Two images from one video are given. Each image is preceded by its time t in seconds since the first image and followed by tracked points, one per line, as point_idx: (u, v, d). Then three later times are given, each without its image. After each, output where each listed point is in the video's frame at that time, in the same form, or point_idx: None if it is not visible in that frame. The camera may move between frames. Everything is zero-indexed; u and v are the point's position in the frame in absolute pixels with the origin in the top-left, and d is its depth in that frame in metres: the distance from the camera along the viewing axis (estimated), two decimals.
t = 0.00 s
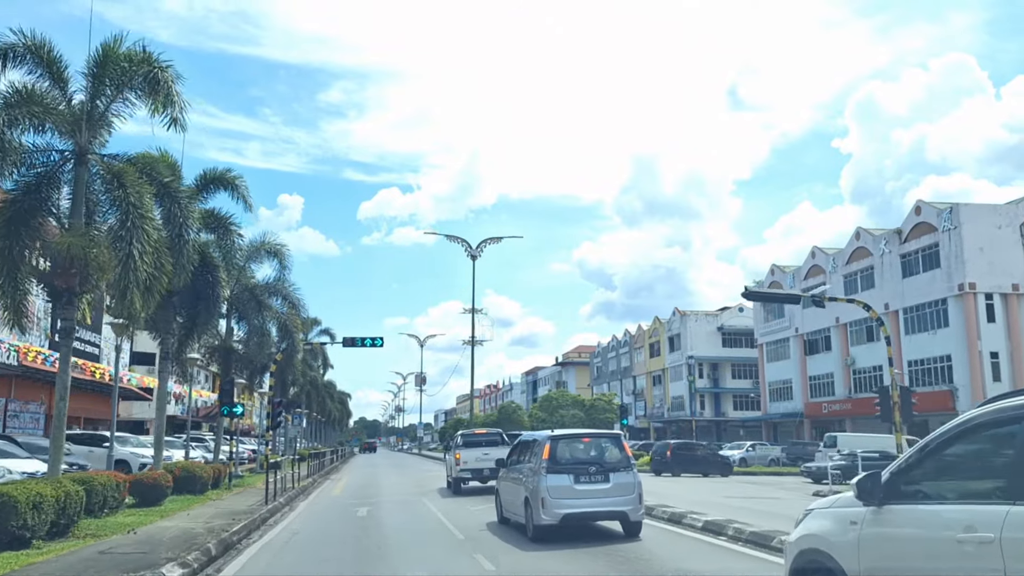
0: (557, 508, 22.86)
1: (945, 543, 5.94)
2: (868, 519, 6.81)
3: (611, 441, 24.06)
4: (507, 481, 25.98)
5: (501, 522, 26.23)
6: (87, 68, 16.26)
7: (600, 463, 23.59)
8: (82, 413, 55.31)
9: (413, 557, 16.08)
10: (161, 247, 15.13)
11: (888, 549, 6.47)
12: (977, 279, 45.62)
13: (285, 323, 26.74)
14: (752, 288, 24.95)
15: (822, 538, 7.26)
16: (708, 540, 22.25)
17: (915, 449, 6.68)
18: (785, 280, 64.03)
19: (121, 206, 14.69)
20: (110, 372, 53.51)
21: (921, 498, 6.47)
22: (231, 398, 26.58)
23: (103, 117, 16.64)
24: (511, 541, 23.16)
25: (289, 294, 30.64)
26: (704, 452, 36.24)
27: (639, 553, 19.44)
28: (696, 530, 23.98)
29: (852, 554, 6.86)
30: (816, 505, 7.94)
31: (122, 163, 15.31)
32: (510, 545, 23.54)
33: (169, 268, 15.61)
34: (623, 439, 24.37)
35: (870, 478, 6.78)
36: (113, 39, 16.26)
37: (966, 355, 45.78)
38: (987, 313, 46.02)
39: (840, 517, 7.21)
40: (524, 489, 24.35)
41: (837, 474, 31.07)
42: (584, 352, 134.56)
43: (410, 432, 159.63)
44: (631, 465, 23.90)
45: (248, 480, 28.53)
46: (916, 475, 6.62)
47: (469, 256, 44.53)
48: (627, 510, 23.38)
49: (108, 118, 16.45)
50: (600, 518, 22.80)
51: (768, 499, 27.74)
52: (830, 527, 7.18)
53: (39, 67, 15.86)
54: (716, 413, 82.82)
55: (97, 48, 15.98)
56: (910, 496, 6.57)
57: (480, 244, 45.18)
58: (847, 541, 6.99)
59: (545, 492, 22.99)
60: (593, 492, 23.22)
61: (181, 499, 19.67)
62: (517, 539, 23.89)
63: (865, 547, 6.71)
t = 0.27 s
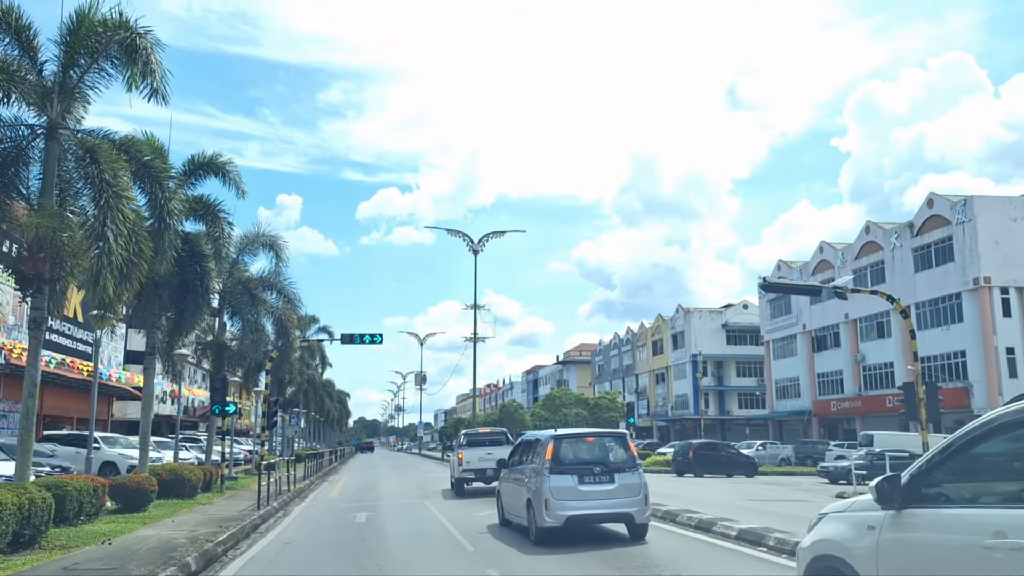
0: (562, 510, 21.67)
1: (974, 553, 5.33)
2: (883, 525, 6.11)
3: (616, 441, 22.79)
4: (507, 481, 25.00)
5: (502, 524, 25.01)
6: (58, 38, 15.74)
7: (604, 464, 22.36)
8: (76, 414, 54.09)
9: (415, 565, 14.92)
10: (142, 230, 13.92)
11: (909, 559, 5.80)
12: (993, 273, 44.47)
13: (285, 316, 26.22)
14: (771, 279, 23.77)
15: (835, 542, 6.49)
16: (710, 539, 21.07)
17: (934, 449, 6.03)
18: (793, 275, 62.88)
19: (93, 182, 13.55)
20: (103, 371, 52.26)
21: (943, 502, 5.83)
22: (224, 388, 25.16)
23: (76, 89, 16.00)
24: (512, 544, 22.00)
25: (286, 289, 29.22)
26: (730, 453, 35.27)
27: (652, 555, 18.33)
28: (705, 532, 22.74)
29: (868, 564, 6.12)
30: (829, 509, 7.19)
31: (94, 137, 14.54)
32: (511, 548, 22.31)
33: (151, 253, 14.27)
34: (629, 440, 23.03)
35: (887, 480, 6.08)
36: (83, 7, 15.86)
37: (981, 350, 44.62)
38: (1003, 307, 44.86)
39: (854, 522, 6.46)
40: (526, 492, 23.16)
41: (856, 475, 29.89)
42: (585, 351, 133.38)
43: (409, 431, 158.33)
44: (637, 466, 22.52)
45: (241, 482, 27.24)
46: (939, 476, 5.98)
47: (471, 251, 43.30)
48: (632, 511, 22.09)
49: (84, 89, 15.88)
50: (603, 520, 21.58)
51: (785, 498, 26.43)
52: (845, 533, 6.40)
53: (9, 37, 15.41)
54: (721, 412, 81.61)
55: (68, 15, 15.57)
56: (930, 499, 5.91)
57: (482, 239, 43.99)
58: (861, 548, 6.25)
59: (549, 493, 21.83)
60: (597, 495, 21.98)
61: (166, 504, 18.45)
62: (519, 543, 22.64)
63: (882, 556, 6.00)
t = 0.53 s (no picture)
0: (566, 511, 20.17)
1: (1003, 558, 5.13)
2: (906, 528, 5.92)
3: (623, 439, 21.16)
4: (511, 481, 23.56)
5: (505, 526, 23.78)
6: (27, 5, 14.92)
7: (611, 462, 20.81)
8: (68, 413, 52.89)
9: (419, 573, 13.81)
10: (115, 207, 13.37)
11: (934, 563, 5.59)
12: (1009, 267, 43.32)
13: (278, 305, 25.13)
14: (792, 270, 22.62)
15: (855, 547, 6.32)
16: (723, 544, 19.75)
17: (961, 448, 5.78)
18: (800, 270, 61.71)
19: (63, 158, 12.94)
20: (97, 369, 50.93)
21: (969, 505, 5.61)
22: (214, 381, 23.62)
23: (42, 54, 15.00)
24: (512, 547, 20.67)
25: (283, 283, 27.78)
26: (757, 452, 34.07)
27: (661, 557, 17.32)
28: (715, 534, 21.52)
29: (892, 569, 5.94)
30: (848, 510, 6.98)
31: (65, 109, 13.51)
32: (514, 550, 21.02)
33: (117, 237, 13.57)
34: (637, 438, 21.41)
35: (910, 482, 5.86)
36: None
37: (997, 346, 43.48)
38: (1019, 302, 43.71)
39: (875, 525, 6.26)
40: (529, 492, 21.88)
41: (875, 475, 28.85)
42: (586, 349, 132.10)
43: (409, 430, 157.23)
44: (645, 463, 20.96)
45: (233, 484, 25.97)
46: (965, 477, 5.73)
47: (472, 246, 42.04)
48: (640, 511, 20.54)
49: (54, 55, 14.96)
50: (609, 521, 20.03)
51: (802, 497, 25.25)
52: (865, 537, 6.22)
53: None
54: (725, 411, 80.41)
55: None
56: (956, 502, 5.69)
57: (484, 232, 42.72)
58: (882, 553, 6.07)
59: (553, 492, 20.33)
60: (603, 494, 20.43)
61: (152, 509, 17.37)
62: (522, 545, 21.34)
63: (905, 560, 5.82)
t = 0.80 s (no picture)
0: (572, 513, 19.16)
1: None
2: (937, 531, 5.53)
3: (631, 438, 20.18)
4: (513, 482, 22.50)
5: (508, 527, 22.61)
6: None
7: (619, 462, 19.81)
8: (61, 413, 51.62)
9: None
10: (85, 182, 12.08)
11: (969, 567, 5.20)
12: None
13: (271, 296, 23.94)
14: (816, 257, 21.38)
15: (882, 550, 5.90)
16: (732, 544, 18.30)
17: (999, 447, 5.42)
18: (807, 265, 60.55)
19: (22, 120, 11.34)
20: (90, 368, 49.57)
21: (1008, 507, 5.24)
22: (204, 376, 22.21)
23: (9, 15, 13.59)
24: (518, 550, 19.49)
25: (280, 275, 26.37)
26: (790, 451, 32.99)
27: (673, 558, 16.16)
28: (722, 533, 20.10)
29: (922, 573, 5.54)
30: (870, 514, 6.54)
31: (27, 65, 12.19)
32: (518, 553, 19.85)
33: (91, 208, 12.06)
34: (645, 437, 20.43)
35: (946, 480, 5.47)
36: None
37: (1015, 341, 42.29)
38: None
39: (903, 527, 5.87)
40: (534, 492, 20.72)
41: (899, 474, 27.71)
42: (588, 347, 130.83)
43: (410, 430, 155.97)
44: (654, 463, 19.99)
45: (226, 486, 24.68)
46: (1003, 476, 5.37)
47: (474, 239, 40.69)
48: (649, 513, 19.56)
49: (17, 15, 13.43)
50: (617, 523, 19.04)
51: (824, 497, 24.05)
52: (892, 540, 5.82)
53: None
54: (730, 408, 79.16)
55: None
56: (994, 503, 5.32)
57: (487, 225, 41.40)
58: (912, 557, 5.65)
59: (559, 494, 19.31)
60: (610, 495, 19.43)
61: (134, 514, 16.15)
62: (527, 547, 20.19)
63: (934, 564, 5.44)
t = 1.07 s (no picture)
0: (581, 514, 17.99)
1: None
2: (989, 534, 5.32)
3: (642, 435, 19.03)
4: (517, 482, 21.29)
5: (512, 528, 21.40)
6: None
7: (630, 460, 18.66)
8: (52, 412, 50.30)
9: None
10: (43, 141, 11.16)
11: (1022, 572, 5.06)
12: None
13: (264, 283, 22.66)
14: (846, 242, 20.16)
15: (920, 553, 5.78)
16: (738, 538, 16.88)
17: None
18: (815, 259, 59.34)
19: None
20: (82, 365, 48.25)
21: None
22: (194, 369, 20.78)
23: None
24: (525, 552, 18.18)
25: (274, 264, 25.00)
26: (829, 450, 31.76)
27: (699, 561, 14.98)
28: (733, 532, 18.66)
29: None
30: (902, 512, 6.39)
31: None
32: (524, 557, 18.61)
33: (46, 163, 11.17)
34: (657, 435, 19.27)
35: (995, 481, 5.26)
36: None
37: None
38: None
39: (948, 529, 5.70)
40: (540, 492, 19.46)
41: (925, 474, 26.65)
42: (589, 345, 129.46)
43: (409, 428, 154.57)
44: (667, 462, 18.84)
45: (216, 487, 23.33)
46: None
47: (477, 231, 39.30)
48: (662, 514, 18.39)
49: None
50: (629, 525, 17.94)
51: (851, 497, 22.86)
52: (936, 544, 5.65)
53: None
54: (736, 406, 77.97)
55: None
56: None
57: (489, 216, 40.07)
58: (957, 560, 5.52)
59: (568, 494, 18.14)
60: (621, 495, 18.28)
61: (112, 519, 14.88)
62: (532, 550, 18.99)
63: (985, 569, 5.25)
